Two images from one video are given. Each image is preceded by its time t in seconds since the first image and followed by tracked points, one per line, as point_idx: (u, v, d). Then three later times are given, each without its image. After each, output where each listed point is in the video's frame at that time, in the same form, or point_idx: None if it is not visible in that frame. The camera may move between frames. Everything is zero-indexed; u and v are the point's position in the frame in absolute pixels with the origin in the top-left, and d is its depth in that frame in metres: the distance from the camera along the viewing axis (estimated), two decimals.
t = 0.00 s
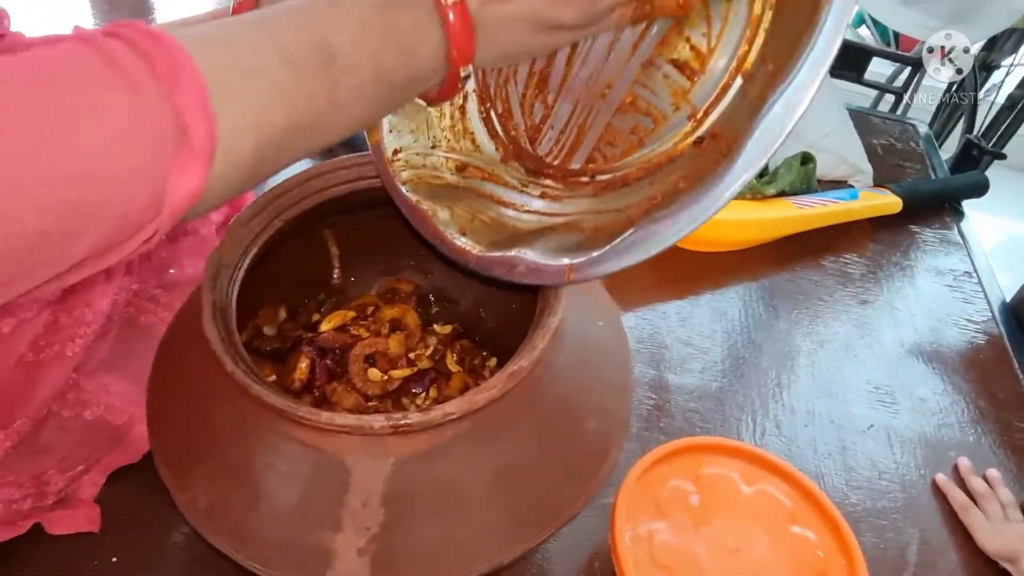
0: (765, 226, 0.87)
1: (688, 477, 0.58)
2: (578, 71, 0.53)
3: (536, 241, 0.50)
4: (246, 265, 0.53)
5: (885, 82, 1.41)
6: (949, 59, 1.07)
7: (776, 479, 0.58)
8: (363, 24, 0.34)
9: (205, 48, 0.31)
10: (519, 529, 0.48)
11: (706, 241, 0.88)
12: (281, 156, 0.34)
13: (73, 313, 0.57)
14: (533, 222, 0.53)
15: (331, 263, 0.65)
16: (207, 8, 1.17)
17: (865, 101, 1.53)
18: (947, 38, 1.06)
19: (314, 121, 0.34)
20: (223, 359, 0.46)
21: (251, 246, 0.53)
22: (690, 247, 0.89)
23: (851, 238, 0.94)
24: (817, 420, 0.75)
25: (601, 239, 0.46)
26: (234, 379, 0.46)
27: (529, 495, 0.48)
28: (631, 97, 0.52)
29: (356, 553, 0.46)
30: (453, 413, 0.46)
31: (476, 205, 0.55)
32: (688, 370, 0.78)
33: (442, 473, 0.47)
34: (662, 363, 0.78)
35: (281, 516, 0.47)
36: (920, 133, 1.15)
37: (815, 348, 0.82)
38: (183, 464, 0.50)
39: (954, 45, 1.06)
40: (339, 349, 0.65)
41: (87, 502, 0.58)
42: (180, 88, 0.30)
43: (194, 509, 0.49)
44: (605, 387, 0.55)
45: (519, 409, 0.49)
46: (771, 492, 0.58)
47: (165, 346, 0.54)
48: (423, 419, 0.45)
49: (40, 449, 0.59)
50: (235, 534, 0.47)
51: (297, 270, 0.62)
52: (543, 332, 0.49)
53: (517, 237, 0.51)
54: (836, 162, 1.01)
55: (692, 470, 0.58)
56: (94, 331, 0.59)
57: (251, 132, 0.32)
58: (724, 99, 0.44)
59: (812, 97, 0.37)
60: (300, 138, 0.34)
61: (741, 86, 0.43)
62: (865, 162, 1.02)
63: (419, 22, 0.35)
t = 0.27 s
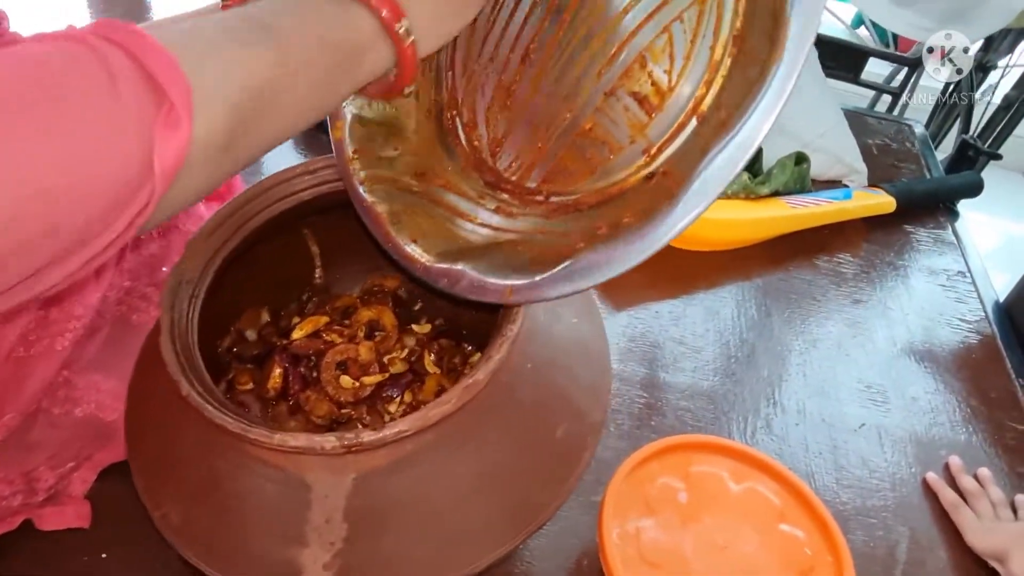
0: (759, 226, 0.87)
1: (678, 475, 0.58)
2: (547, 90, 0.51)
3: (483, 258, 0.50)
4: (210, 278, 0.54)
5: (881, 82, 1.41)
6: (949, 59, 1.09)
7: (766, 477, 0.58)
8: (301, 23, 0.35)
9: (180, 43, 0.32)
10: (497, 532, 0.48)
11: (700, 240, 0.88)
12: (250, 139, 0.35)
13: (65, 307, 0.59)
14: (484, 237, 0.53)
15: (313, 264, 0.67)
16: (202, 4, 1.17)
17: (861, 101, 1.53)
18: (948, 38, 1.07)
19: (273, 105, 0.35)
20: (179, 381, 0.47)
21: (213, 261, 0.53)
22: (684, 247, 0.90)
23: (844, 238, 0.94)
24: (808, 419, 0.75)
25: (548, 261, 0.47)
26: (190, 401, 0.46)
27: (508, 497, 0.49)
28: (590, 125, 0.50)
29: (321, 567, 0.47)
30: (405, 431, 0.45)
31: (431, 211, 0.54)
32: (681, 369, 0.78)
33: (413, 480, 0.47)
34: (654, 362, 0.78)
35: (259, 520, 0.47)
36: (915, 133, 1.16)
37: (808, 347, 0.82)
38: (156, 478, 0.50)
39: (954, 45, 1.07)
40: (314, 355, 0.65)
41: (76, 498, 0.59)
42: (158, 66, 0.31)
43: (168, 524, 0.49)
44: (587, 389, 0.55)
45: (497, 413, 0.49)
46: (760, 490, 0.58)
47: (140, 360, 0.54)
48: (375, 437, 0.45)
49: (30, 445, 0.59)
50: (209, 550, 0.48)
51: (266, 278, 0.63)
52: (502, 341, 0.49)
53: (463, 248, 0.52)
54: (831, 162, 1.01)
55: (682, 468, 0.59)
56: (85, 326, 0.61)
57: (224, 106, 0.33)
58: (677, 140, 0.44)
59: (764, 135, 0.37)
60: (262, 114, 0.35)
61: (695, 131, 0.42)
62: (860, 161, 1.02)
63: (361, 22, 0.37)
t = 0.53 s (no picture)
0: (762, 228, 0.87)
1: (680, 481, 0.58)
2: (538, 98, 0.48)
3: (475, 270, 0.51)
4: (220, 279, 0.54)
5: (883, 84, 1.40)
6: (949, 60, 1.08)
7: (769, 482, 0.58)
8: (219, 176, 0.39)
9: (73, 175, 0.34)
10: (506, 535, 0.48)
11: (705, 242, 0.87)
12: (130, 267, 0.35)
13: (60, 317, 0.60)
14: (482, 244, 0.52)
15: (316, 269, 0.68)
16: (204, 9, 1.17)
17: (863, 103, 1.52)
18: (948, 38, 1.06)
19: (170, 226, 0.37)
20: (190, 377, 0.47)
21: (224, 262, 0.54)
22: (688, 250, 0.89)
23: (847, 241, 0.94)
24: (811, 423, 0.75)
25: (533, 273, 0.47)
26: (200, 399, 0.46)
27: (514, 500, 0.48)
28: (583, 133, 0.47)
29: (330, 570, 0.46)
30: (420, 431, 0.46)
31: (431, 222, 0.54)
32: (683, 373, 0.77)
33: (422, 484, 0.47)
34: (657, 365, 0.78)
35: (264, 526, 0.46)
36: (918, 134, 1.15)
37: (811, 350, 0.81)
38: (161, 479, 0.49)
39: (954, 45, 1.07)
40: (320, 357, 0.64)
41: (76, 504, 0.58)
42: (37, 176, 0.32)
43: (171, 526, 0.48)
44: (593, 393, 0.55)
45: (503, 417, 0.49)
46: (764, 495, 0.57)
47: (145, 359, 0.54)
48: (389, 438, 0.45)
49: (29, 451, 0.59)
50: (214, 556, 0.47)
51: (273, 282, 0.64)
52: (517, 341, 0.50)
53: (456, 256, 0.53)
54: (833, 164, 1.00)
55: (685, 473, 0.58)
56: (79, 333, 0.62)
57: (103, 224, 0.34)
58: (666, 153, 0.42)
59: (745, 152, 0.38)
60: (158, 228, 0.36)
61: (686, 141, 0.41)
62: (863, 163, 1.01)
63: (277, 167, 0.42)
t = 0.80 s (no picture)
0: (769, 223, 0.86)
1: (690, 475, 0.57)
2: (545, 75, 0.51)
3: (483, 258, 0.48)
4: (245, 246, 0.52)
5: (890, 79, 1.39)
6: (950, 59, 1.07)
7: (780, 477, 0.57)
8: None
9: (107, 16, 0.28)
10: (521, 521, 0.47)
11: (714, 236, 0.86)
12: (193, 126, 0.30)
13: (58, 299, 0.57)
14: (492, 233, 0.51)
15: (328, 256, 0.65)
16: None
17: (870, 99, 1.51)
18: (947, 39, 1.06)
19: (248, 79, 0.31)
20: (217, 342, 0.45)
21: (249, 229, 0.52)
22: (697, 245, 0.88)
23: (857, 235, 0.93)
24: (822, 420, 0.73)
25: (543, 262, 0.44)
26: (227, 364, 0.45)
27: (529, 485, 0.47)
28: (597, 107, 0.49)
29: (349, 546, 0.45)
30: (454, 400, 0.44)
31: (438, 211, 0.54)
32: (691, 368, 0.76)
33: (447, 460, 0.45)
34: (664, 360, 0.77)
35: (279, 506, 0.45)
36: (927, 130, 1.14)
37: (820, 346, 0.80)
38: (172, 453, 0.48)
39: (955, 45, 1.06)
40: (336, 339, 0.63)
41: (73, 497, 0.57)
42: (77, 55, 0.27)
43: (182, 500, 0.47)
44: (607, 379, 0.53)
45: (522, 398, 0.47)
46: (775, 490, 0.56)
47: (155, 336, 0.52)
48: (422, 406, 0.43)
49: (25, 442, 0.58)
50: (224, 529, 0.46)
51: (290, 260, 0.62)
52: (548, 316, 0.49)
53: (470, 249, 0.50)
54: (841, 158, 0.99)
55: (694, 468, 0.57)
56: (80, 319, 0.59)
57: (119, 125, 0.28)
58: (690, 119, 0.41)
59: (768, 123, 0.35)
60: (240, 85, 0.30)
61: (701, 115, 0.40)
62: (872, 158, 1.00)
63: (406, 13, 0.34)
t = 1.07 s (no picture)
0: (769, 223, 0.85)
1: (687, 481, 0.56)
2: (535, 72, 0.49)
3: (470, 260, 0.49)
4: (218, 257, 0.51)
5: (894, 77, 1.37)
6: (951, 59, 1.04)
7: (777, 482, 0.56)
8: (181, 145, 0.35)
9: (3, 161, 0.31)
10: (503, 533, 0.46)
11: (713, 236, 0.85)
12: (63, 250, 0.32)
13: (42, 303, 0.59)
14: (483, 233, 0.51)
15: (317, 257, 0.66)
16: None
17: (874, 97, 1.49)
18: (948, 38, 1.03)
19: (104, 214, 0.32)
20: (185, 356, 0.44)
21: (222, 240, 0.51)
22: (697, 245, 0.87)
23: (859, 235, 0.92)
24: (823, 422, 0.72)
25: (538, 258, 0.44)
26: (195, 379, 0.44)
27: (513, 495, 0.46)
28: (586, 103, 0.47)
29: (326, 562, 0.44)
30: (427, 415, 0.43)
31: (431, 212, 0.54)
32: (690, 369, 0.75)
33: (427, 473, 0.44)
34: (663, 361, 0.76)
35: (257, 520, 0.44)
36: (931, 129, 1.12)
37: (822, 347, 0.79)
38: (150, 463, 0.48)
39: (956, 45, 1.04)
40: (319, 345, 0.63)
41: (59, 500, 0.56)
42: None
43: (161, 513, 0.47)
44: (596, 385, 0.52)
45: (507, 407, 0.46)
46: (773, 496, 0.55)
47: (137, 344, 0.52)
48: (393, 420, 0.42)
49: (10, 444, 0.57)
50: (202, 540, 0.46)
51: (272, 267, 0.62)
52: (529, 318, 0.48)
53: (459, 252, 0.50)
54: (844, 157, 0.98)
55: (692, 473, 0.56)
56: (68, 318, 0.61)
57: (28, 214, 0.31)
58: (682, 116, 0.40)
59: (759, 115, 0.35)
60: (91, 220, 0.32)
61: (694, 109, 0.39)
62: (874, 156, 0.99)
63: (238, 149, 0.36)
